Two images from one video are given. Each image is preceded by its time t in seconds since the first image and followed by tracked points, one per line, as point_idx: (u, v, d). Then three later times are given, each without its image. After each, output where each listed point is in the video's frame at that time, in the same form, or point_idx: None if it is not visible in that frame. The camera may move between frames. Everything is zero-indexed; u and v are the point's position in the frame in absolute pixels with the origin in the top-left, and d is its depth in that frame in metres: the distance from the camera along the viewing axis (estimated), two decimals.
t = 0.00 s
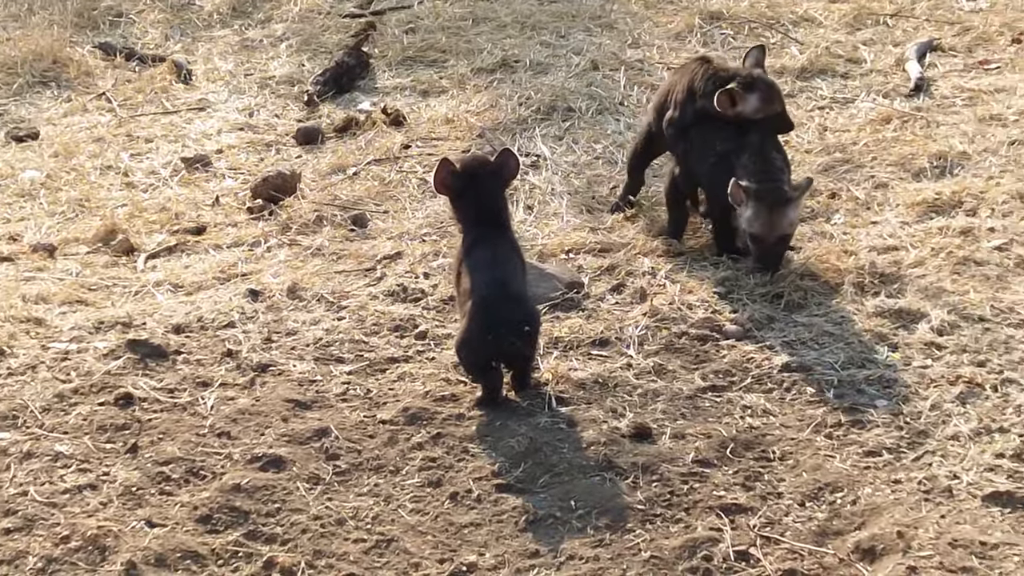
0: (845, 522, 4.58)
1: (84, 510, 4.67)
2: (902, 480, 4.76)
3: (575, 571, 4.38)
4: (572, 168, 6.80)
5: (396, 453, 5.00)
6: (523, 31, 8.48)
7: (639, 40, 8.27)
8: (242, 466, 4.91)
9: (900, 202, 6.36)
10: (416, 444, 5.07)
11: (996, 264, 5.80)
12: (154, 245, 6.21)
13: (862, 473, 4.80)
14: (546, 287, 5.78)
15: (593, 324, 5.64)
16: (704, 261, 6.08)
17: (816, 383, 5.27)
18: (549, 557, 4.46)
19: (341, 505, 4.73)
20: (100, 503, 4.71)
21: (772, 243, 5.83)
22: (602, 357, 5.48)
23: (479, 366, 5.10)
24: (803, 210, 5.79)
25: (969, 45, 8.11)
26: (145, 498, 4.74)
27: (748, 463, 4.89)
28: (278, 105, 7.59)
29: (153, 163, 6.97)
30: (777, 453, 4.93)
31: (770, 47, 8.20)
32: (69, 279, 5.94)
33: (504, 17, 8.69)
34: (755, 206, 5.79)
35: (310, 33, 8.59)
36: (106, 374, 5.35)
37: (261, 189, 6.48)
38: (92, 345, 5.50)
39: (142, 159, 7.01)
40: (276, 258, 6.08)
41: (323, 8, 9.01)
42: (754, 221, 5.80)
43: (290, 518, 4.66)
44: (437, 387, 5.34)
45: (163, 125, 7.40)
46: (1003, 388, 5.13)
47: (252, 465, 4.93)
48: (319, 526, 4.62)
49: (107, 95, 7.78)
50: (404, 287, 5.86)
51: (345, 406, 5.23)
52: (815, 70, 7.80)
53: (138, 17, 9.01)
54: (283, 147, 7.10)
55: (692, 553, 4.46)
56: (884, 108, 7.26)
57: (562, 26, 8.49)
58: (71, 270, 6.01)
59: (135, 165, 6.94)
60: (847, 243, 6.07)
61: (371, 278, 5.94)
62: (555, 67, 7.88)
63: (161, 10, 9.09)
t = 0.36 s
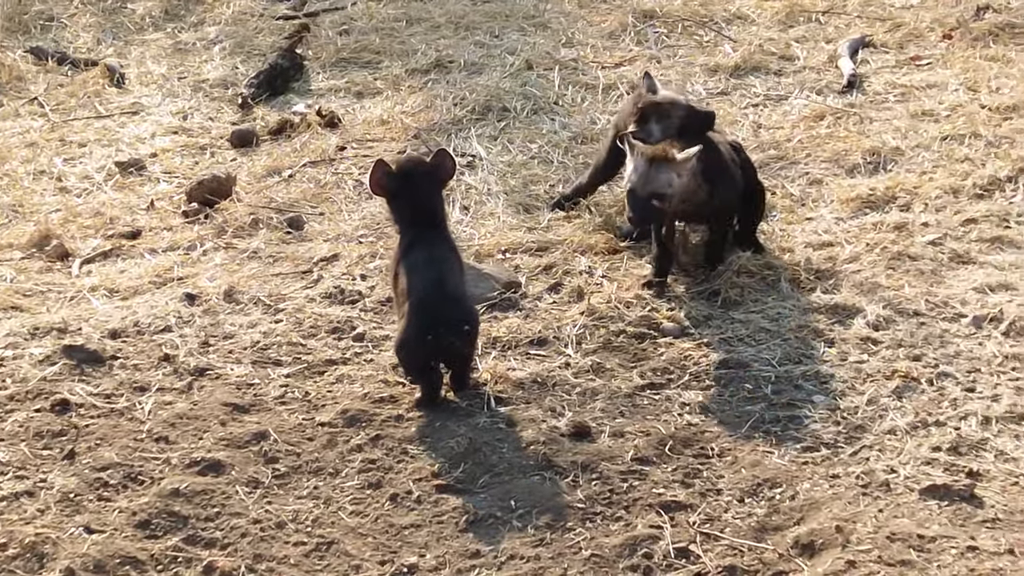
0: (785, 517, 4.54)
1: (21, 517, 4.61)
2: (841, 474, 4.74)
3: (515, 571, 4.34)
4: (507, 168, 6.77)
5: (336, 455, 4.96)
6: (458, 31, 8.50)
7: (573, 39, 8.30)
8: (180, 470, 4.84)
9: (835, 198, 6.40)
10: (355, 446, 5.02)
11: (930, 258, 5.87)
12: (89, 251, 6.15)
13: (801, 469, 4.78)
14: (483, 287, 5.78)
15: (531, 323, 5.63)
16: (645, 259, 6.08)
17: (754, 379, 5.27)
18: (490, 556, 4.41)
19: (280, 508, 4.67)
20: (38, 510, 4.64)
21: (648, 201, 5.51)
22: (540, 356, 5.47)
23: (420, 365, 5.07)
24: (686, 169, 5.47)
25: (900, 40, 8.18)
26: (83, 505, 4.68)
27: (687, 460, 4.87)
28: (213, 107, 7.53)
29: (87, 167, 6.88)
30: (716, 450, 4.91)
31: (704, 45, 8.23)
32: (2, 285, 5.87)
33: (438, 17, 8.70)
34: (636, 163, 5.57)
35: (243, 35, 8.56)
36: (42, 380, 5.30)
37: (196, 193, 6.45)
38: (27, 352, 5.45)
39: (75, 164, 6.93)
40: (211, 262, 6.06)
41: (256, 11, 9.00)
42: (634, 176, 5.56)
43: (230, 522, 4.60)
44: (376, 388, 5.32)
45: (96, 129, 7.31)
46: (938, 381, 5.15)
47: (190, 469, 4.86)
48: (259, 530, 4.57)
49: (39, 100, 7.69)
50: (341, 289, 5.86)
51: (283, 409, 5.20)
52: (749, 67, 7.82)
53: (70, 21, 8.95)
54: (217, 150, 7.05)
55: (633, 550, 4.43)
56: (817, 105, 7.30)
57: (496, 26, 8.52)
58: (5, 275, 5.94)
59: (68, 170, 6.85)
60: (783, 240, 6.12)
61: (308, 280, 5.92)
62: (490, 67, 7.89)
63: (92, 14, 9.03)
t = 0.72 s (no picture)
0: (747, 513, 4.53)
1: None
2: (802, 470, 4.72)
3: (478, 570, 4.33)
4: (467, 167, 6.76)
5: (298, 455, 4.94)
6: (416, 30, 8.49)
7: (532, 37, 8.30)
8: (142, 473, 4.82)
9: (793, 194, 6.42)
10: (317, 446, 5.00)
11: (889, 253, 5.88)
12: (48, 253, 6.10)
13: (762, 465, 4.76)
14: (444, 286, 5.78)
15: (491, 322, 5.63)
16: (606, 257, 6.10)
17: (715, 376, 5.27)
18: (453, 556, 4.40)
19: (242, 509, 4.66)
20: None
21: (629, 280, 5.56)
22: (501, 355, 5.46)
23: (381, 363, 5.02)
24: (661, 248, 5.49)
25: (857, 36, 8.21)
26: (44, 508, 4.65)
27: (649, 457, 4.85)
28: (171, 109, 7.48)
29: (45, 169, 6.81)
30: (678, 447, 4.89)
31: (661, 42, 8.22)
32: None
33: (396, 16, 8.69)
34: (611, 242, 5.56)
35: (201, 36, 8.53)
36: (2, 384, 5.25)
37: (154, 195, 6.42)
38: None
39: (33, 166, 6.86)
40: (170, 264, 6.03)
41: (213, 12, 8.97)
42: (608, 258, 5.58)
43: (192, 524, 4.58)
44: (337, 389, 5.30)
45: (54, 131, 7.23)
46: (898, 376, 5.15)
47: (152, 471, 4.84)
48: (221, 532, 4.55)
49: None
50: (302, 289, 5.85)
51: (245, 410, 5.17)
52: (707, 65, 7.83)
53: (26, 23, 8.88)
54: (175, 151, 7.01)
55: (595, 548, 4.41)
56: (775, 102, 7.31)
57: (454, 25, 8.51)
58: None
59: (26, 172, 6.78)
60: (742, 236, 6.14)
61: (268, 281, 5.91)
62: (448, 66, 7.89)
63: (48, 16, 8.97)
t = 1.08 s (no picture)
0: (723, 511, 4.54)
1: None
2: (778, 467, 4.73)
3: (455, 570, 4.33)
4: (441, 167, 6.74)
5: (274, 456, 4.93)
6: (389, 30, 8.48)
7: (505, 36, 8.30)
8: (117, 475, 4.81)
9: (767, 191, 6.43)
10: (293, 447, 5.00)
11: (863, 250, 5.90)
12: (20, 256, 6.07)
13: (738, 462, 4.77)
14: (419, 286, 5.77)
15: (466, 322, 5.63)
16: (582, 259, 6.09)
17: (691, 373, 5.26)
18: (431, 557, 4.40)
19: (218, 511, 4.65)
20: None
21: (662, 281, 5.57)
22: (476, 355, 5.45)
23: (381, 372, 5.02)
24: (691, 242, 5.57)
25: (829, 34, 8.22)
26: (18, 512, 4.63)
27: (624, 455, 4.85)
28: (143, 110, 7.46)
29: (18, 172, 6.78)
30: (654, 445, 4.89)
31: (633, 41, 8.23)
32: None
33: (369, 17, 8.68)
34: (640, 244, 5.58)
35: (173, 38, 8.51)
36: None
37: (127, 197, 6.41)
38: None
39: (6, 169, 6.83)
40: (144, 266, 6.02)
41: (185, 13, 8.96)
42: (638, 260, 5.58)
43: (168, 527, 4.57)
44: (312, 390, 5.30)
45: (26, 134, 7.20)
46: (873, 372, 5.15)
47: (127, 474, 4.83)
48: (197, 534, 4.54)
49: None
50: (276, 290, 5.85)
51: (220, 412, 5.17)
52: (680, 63, 7.83)
53: None
54: (148, 153, 6.99)
55: (572, 547, 4.41)
56: (748, 100, 7.31)
57: (427, 25, 8.51)
58: None
59: None
60: (716, 234, 6.14)
61: (242, 282, 5.91)
62: (421, 67, 7.88)
63: (19, 18, 8.94)
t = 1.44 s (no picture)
0: (707, 509, 4.54)
1: None
2: (761, 465, 4.73)
3: (440, 570, 4.32)
4: (423, 166, 6.72)
5: (258, 457, 4.93)
6: (371, 30, 8.47)
7: (487, 36, 8.30)
8: (101, 477, 4.81)
9: (750, 189, 6.44)
10: (277, 448, 4.99)
11: (845, 248, 5.90)
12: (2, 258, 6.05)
13: (722, 460, 4.77)
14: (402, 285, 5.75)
15: (450, 321, 5.61)
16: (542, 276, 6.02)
17: (674, 372, 5.26)
18: (416, 556, 4.39)
19: (202, 512, 4.65)
20: None
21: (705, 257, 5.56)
22: (460, 354, 5.44)
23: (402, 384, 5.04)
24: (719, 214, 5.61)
25: (810, 32, 8.23)
26: (1, 514, 4.63)
27: (608, 454, 4.85)
28: (125, 111, 7.45)
29: None
30: (638, 444, 4.90)
31: (615, 40, 8.23)
32: None
33: (351, 17, 8.68)
34: (677, 227, 5.51)
35: (154, 38, 8.50)
36: None
37: (109, 199, 6.41)
38: None
39: None
40: (126, 267, 6.01)
41: (166, 14, 8.95)
42: (680, 242, 5.51)
43: (152, 528, 4.57)
44: (296, 390, 5.29)
45: (8, 135, 7.18)
46: (856, 370, 5.16)
47: (111, 475, 4.82)
48: (182, 535, 4.54)
49: None
50: (259, 291, 5.84)
51: (203, 413, 5.16)
52: (661, 62, 7.84)
53: None
54: (130, 154, 6.97)
55: (556, 546, 4.41)
56: (730, 98, 7.32)
57: (409, 24, 8.51)
58: None
59: None
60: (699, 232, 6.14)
61: (225, 283, 5.91)
62: (403, 66, 7.88)
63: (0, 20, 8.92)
